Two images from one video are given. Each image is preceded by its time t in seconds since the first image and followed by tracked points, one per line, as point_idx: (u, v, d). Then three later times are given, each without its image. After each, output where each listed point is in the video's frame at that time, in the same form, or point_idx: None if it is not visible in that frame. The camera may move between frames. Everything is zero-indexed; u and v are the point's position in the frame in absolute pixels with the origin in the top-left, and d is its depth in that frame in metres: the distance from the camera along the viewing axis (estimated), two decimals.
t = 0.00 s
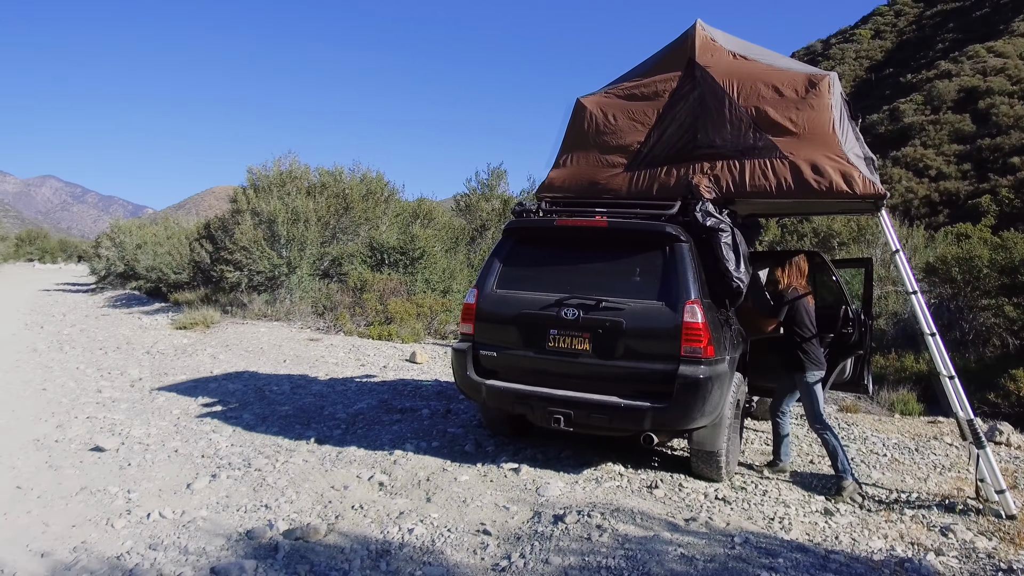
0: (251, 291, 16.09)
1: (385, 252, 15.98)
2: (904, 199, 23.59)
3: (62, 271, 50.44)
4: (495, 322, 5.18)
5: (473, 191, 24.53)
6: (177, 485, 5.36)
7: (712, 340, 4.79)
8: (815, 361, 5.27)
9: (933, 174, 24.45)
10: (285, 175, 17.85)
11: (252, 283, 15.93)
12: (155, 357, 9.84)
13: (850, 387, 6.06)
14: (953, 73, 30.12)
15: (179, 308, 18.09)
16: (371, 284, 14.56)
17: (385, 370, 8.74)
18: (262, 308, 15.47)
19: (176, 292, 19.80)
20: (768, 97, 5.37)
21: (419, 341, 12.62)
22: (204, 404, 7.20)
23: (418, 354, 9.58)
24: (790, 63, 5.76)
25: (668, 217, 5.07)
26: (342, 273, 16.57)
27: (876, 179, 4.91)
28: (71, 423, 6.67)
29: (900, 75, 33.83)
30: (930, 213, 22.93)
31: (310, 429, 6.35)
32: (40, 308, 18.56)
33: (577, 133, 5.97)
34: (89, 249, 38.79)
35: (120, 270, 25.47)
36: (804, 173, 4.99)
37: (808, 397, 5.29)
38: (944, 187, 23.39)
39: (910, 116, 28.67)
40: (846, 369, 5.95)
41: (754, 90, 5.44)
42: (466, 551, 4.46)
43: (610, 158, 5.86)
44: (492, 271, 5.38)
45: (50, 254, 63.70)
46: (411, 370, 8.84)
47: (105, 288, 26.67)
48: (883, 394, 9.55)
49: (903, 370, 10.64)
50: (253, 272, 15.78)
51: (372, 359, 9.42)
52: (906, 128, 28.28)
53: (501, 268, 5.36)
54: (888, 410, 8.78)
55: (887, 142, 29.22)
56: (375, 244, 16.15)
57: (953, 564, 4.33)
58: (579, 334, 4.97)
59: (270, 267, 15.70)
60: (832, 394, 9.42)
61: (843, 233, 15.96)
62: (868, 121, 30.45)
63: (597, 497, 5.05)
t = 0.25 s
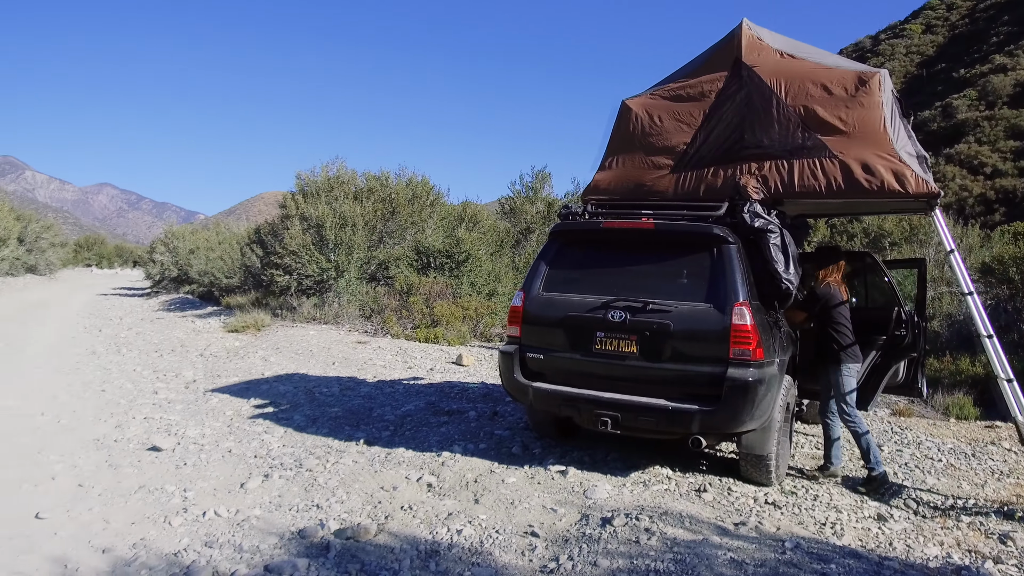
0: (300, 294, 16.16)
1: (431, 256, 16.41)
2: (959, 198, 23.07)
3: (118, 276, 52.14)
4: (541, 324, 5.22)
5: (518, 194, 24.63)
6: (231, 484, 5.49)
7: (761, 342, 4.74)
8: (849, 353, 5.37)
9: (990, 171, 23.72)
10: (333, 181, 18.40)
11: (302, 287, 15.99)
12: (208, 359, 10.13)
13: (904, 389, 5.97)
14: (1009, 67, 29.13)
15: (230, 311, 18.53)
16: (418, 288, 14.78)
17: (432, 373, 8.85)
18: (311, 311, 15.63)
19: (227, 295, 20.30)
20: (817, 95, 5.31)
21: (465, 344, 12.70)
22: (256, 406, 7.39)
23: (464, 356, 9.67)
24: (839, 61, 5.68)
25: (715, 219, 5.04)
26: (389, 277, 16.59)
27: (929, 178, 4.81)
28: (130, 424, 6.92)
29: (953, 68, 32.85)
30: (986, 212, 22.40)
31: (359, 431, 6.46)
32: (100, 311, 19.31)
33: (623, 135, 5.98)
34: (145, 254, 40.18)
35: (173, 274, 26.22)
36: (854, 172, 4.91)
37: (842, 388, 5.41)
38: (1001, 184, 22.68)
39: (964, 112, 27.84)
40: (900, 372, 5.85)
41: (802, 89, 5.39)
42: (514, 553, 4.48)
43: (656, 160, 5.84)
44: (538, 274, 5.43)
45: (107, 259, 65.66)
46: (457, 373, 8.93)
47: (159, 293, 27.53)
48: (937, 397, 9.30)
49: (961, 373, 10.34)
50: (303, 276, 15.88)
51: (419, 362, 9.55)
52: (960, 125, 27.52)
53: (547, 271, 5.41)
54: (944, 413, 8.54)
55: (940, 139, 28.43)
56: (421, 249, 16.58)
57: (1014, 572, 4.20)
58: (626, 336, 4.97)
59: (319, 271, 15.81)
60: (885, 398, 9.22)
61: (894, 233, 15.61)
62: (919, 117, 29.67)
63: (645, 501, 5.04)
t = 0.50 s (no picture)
0: (343, 297, 16.23)
1: (471, 258, 16.29)
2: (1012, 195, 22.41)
3: (165, 281, 53.53)
4: (584, 326, 5.28)
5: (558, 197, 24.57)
6: (279, 484, 5.60)
7: (808, 344, 4.68)
8: (891, 356, 5.34)
9: None
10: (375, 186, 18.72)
11: (345, 290, 16.10)
12: (254, 361, 10.36)
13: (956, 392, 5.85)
14: None
15: (275, 314, 18.89)
16: (459, 291, 14.89)
17: (474, 375, 8.92)
18: (354, 314, 15.77)
19: (272, 298, 20.71)
20: (863, 92, 5.25)
21: (506, 347, 12.73)
22: (302, 407, 7.54)
23: (506, 359, 9.71)
24: (887, 58, 5.60)
25: (760, 219, 5.00)
26: (431, 279, 16.66)
27: (980, 175, 4.73)
28: (179, 425, 7.11)
29: (1003, 62, 31.85)
30: None
31: (403, 432, 6.54)
32: (150, 314, 19.93)
33: (665, 135, 6.03)
34: (192, 260, 41.26)
35: (219, 278, 26.82)
36: (903, 170, 4.84)
37: (885, 391, 5.37)
38: None
39: (1016, 107, 26.95)
40: (951, 375, 5.75)
41: (847, 86, 5.34)
42: (559, 555, 4.48)
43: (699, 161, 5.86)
44: (581, 276, 5.50)
45: (155, 264, 67.36)
46: (499, 375, 8.98)
47: (205, 297, 28.22)
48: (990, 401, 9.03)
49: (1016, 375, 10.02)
50: (346, 280, 16.01)
51: (461, 364, 9.64)
52: (1011, 121, 26.77)
53: (590, 273, 5.48)
54: (997, 417, 8.30)
55: (992, 136, 27.62)
56: (462, 251, 16.51)
57: None
58: (670, 338, 4.98)
59: (362, 274, 15.95)
60: (934, 401, 8.99)
61: (944, 233, 15.26)
62: (968, 114, 28.87)
63: (690, 504, 5.01)
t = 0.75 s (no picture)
0: (380, 299, 16.44)
1: (507, 260, 16.22)
2: None
3: (207, 284, 54.80)
4: (622, 327, 5.30)
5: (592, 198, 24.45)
6: (318, 484, 5.68)
7: (850, 345, 4.60)
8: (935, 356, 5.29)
9: None
10: (411, 188, 18.90)
11: (382, 292, 16.32)
12: (292, 362, 10.53)
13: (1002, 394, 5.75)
14: None
15: (312, 316, 19.15)
16: (496, 291, 14.87)
17: (509, 376, 8.96)
18: (391, 316, 15.85)
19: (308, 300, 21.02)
20: (905, 89, 5.21)
21: (541, 348, 12.76)
22: (341, 407, 7.64)
23: (542, 360, 9.74)
24: (928, 53, 5.54)
25: (800, 219, 4.95)
26: (466, 281, 16.68)
27: None
28: (219, 425, 7.25)
29: None
30: None
31: (440, 433, 6.59)
32: (191, 316, 20.41)
33: (702, 135, 6.02)
34: (231, 263, 42.08)
35: (259, 281, 27.32)
36: (947, 167, 4.79)
37: (930, 391, 5.30)
38: None
39: None
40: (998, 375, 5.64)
41: (889, 82, 5.30)
42: (597, 557, 4.46)
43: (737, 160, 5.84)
44: (618, 277, 5.53)
45: (195, 267, 68.68)
46: (535, 376, 9.00)
47: (244, 299, 28.75)
48: None
49: None
50: (383, 281, 16.24)
51: (497, 365, 9.68)
52: None
53: (627, 273, 5.50)
54: None
55: None
56: (497, 253, 16.44)
57: None
58: (708, 339, 4.96)
59: (398, 276, 16.16)
60: (978, 403, 8.78)
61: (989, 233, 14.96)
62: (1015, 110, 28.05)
63: (729, 506, 4.96)
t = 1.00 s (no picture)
0: (414, 301, 16.59)
1: (541, 262, 16.07)
2: None
3: (241, 285, 55.76)
4: (659, 328, 5.29)
5: (626, 198, 24.57)
6: (355, 484, 5.74)
7: (892, 346, 4.52)
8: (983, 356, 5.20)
9: None
10: (444, 190, 19.02)
11: (416, 294, 16.44)
12: (328, 363, 10.67)
13: None
14: None
15: (348, 318, 19.32)
16: (528, 293, 14.82)
17: (544, 378, 8.98)
18: (424, 318, 15.99)
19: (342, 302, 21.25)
20: (947, 84, 5.14)
21: (575, 350, 12.75)
22: (377, 408, 7.73)
23: (576, 362, 9.75)
24: (971, 48, 5.46)
25: (839, 218, 4.89)
26: (500, 282, 16.69)
27: None
28: (258, 425, 7.36)
29: None
30: None
31: (476, 434, 6.64)
32: (229, 318, 20.83)
33: (738, 134, 5.98)
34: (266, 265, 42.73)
35: (295, 283, 27.69)
36: (991, 163, 4.71)
37: (979, 388, 5.19)
38: None
39: None
40: None
41: (930, 78, 5.23)
42: (635, 559, 4.44)
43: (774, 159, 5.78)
44: (654, 278, 5.53)
45: (233, 270, 69.78)
46: (569, 378, 9.01)
47: (280, 301, 29.14)
48: None
49: None
50: (416, 283, 16.39)
51: (531, 367, 9.71)
52: None
53: (663, 274, 5.50)
54: None
55: None
56: (530, 254, 16.32)
57: None
58: (746, 340, 4.92)
59: (432, 278, 16.24)
60: None
61: None
62: None
63: (768, 510, 4.91)
